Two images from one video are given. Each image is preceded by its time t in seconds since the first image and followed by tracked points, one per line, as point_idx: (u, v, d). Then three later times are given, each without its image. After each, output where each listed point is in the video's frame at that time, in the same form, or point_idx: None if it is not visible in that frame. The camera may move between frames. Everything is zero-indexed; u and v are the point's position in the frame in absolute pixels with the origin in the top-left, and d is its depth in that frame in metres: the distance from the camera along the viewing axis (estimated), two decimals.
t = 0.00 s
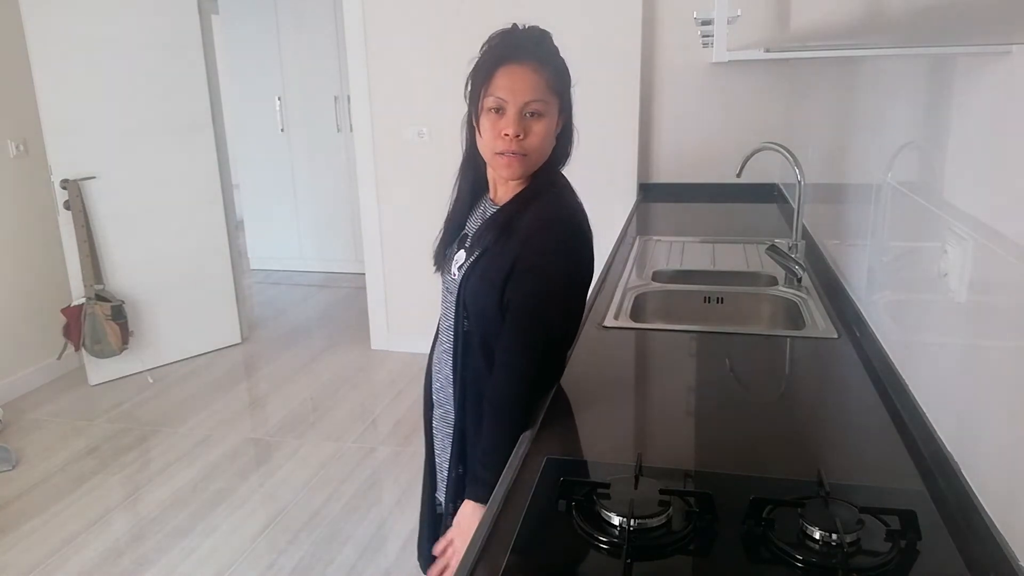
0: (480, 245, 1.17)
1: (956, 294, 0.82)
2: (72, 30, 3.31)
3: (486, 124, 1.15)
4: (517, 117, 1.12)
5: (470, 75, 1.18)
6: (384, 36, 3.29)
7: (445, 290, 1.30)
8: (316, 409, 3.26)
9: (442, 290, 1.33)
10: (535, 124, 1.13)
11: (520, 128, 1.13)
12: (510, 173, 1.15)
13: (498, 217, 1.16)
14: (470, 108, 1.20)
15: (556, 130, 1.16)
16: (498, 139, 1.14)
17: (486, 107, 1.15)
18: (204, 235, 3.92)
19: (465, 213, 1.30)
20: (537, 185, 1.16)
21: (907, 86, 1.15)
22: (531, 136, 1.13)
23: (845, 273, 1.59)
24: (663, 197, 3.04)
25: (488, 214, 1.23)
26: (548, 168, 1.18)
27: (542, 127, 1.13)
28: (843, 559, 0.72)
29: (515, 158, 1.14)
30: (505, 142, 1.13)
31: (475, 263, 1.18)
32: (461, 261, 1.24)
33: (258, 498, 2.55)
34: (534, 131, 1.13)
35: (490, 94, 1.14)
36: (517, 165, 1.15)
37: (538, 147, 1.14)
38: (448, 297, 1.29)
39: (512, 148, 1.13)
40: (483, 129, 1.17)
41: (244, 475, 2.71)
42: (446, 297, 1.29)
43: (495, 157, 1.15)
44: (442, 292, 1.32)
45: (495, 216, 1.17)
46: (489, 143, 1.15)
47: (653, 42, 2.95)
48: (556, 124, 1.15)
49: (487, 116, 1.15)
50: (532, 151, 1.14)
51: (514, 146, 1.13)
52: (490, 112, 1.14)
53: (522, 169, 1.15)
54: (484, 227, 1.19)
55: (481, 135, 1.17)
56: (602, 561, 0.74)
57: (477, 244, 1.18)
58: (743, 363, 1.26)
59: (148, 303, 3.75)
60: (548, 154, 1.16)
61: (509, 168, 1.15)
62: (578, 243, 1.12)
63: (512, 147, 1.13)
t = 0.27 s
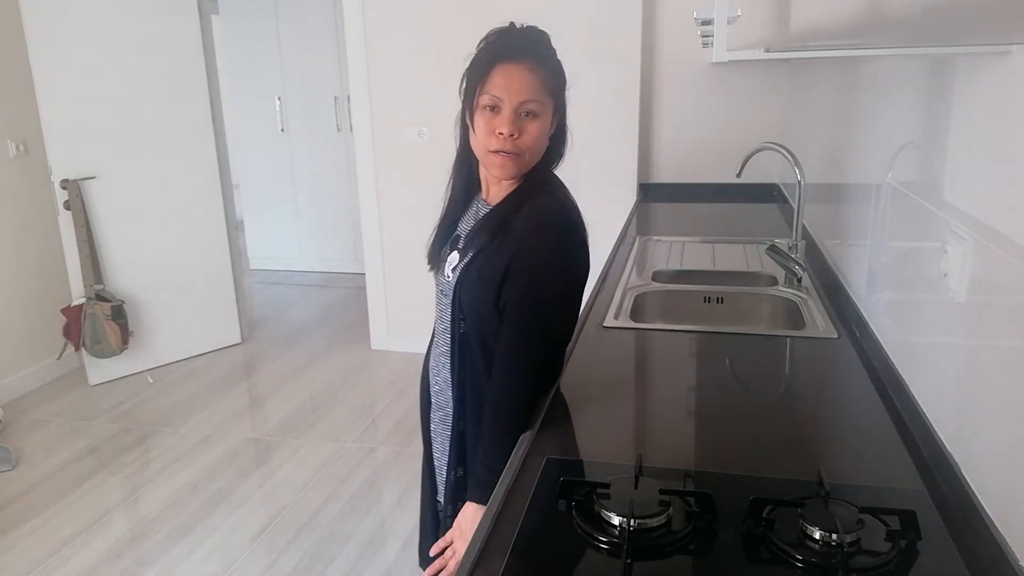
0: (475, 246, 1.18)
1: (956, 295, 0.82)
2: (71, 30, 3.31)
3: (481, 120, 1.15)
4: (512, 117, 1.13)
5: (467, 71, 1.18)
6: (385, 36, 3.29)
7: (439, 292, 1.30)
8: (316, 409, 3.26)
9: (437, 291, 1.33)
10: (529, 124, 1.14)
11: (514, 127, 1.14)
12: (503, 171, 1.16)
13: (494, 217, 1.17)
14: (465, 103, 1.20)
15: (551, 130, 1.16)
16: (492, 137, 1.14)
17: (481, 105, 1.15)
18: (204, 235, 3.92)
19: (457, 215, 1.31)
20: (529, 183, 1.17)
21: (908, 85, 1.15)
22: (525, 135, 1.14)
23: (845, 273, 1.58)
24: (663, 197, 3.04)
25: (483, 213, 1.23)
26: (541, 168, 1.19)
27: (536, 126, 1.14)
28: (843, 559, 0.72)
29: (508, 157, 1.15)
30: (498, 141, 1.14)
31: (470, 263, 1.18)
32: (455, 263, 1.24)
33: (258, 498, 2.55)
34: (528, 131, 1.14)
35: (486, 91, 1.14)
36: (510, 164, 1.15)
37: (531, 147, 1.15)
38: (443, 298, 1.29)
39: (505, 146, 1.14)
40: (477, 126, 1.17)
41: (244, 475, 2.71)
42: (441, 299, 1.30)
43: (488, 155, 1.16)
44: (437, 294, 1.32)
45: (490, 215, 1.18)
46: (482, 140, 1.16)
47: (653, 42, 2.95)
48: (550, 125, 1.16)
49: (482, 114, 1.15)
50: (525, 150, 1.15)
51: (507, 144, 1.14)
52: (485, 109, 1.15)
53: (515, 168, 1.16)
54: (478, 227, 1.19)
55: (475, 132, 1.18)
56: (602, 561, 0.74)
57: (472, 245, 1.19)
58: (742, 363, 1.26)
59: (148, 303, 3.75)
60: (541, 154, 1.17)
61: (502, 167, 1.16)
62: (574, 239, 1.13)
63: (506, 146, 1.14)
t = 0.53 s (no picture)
0: (467, 253, 1.21)
1: (956, 295, 0.82)
2: (72, 30, 3.31)
3: (461, 119, 1.23)
4: (492, 114, 1.21)
5: (443, 73, 1.25)
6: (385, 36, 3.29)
7: (429, 302, 1.33)
8: (316, 409, 3.26)
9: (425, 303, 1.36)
10: (508, 119, 1.22)
11: (494, 123, 1.21)
12: (486, 168, 1.23)
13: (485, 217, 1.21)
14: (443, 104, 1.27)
15: (529, 124, 1.24)
16: (473, 134, 1.22)
17: (460, 104, 1.22)
18: (205, 235, 3.92)
19: (440, 223, 1.34)
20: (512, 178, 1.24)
21: (908, 86, 1.15)
22: (505, 131, 1.22)
23: (845, 273, 1.58)
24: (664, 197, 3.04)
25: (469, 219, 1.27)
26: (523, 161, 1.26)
27: (514, 121, 1.22)
28: (843, 559, 0.72)
29: (490, 152, 1.22)
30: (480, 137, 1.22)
31: (464, 271, 1.21)
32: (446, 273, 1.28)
33: (258, 498, 2.55)
34: (507, 126, 1.21)
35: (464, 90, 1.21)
36: (492, 159, 1.23)
37: (512, 141, 1.23)
38: (433, 309, 1.32)
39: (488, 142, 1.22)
40: (457, 125, 1.25)
41: (244, 475, 2.71)
42: (430, 310, 1.32)
43: (471, 152, 1.24)
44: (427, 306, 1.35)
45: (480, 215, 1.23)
46: (463, 138, 1.24)
47: (653, 42, 2.95)
48: (527, 119, 1.24)
49: (461, 113, 1.22)
50: (506, 145, 1.22)
51: (489, 141, 1.22)
52: (465, 108, 1.22)
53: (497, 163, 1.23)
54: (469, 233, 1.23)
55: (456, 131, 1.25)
56: (602, 561, 0.74)
57: (464, 254, 1.22)
58: (742, 363, 1.26)
59: (148, 303, 3.75)
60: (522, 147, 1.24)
61: (485, 163, 1.23)
62: (565, 236, 1.18)
63: (487, 142, 1.22)
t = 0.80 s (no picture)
0: (449, 263, 1.30)
1: (956, 295, 0.82)
2: (71, 31, 3.31)
3: (425, 125, 1.34)
4: (455, 119, 1.32)
5: (401, 80, 1.35)
6: (385, 36, 3.29)
7: (415, 314, 1.41)
8: (316, 409, 3.26)
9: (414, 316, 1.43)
10: (469, 121, 1.33)
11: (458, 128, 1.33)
12: (454, 169, 1.35)
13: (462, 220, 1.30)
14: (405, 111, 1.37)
15: (491, 125, 1.36)
16: (440, 139, 1.34)
17: (423, 110, 1.33)
18: (205, 235, 3.92)
19: (413, 232, 1.43)
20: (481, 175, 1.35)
21: (908, 85, 1.15)
22: (468, 133, 1.33)
23: (846, 273, 1.58)
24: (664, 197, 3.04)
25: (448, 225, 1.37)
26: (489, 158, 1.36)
27: (476, 123, 1.34)
28: (843, 559, 0.72)
29: (458, 155, 1.34)
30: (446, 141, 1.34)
31: (450, 281, 1.29)
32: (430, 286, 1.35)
33: (258, 498, 2.55)
34: (470, 129, 1.33)
35: (425, 97, 1.32)
36: (460, 161, 1.34)
37: (476, 142, 1.34)
38: (423, 323, 1.39)
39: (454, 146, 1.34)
40: (421, 130, 1.36)
41: (244, 475, 2.71)
42: (421, 323, 1.39)
43: (439, 155, 1.35)
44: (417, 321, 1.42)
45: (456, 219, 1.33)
46: (430, 144, 1.35)
47: (652, 43, 2.95)
48: (489, 119, 1.35)
49: (425, 119, 1.34)
50: (471, 147, 1.34)
51: (455, 145, 1.34)
52: (428, 113, 1.33)
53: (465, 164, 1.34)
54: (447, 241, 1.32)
55: (422, 136, 1.36)
56: (603, 561, 0.74)
57: (446, 264, 1.30)
58: (742, 363, 1.26)
59: (148, 303, 3.75)
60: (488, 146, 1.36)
61: (453, 165, 1.35)
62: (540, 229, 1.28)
63: (454, 146, 1.34)
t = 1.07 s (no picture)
0: (423, 279, 1.16)
1: (956, 294, 0.82)
2: (71, 31, 3.31)
3: (389, 132, 1.13)
4: (424, 125, 1.11)
5: (362, 81, 1.15)
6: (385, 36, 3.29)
7: (384, 326, 1.26)
8: (315, 409, 3.26)
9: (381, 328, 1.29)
10: (441, 129, 1.13)
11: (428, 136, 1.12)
12: (422, 183, 1.14)
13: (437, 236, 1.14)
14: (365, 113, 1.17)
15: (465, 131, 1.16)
16: (405, 148, 1.12)
17: (388, 116, 1.13)
18: (205, 235, 3.92)
19: (377, 243, 1.27)
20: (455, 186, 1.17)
21: (908, 84, 1.15)
22: (440, 142, 1.12)
23: (846, 273, 1.58)
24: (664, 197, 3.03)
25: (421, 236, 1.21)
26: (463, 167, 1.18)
27: (449, 131, 1.13)
28: (843, 559, 0.72)
29: (428, 167, 1.13)
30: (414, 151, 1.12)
31: (428, 296, 1.15)
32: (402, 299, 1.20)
33: (258, 498, 2.55)
34: (443, 137, 1.12)
35: (390, 101, 1.12)
36: (429, 173, 1.14)
37: (450, 152, 1.14)
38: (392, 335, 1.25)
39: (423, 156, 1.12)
40: (385, 137, 1.15)
41: (244, 475, 2.71)
42: (389, 336, 1.25)
43: (405, 167, 1.14)
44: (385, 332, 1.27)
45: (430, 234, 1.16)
46: (394, 153, 1.14)
47: (652, 42, 2.95)
48: (464, 125, 1.15)
49: (389, 125, 1.13)
50: (443, 158, 1.13)
51: (423, 155, 1.12)
52: (392, 120, 1.13)
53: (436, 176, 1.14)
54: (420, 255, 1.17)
55: (386, 145, 1.15)
56: (602, 561, 0.74)
57: (422, 279, 1.16)
58: (742, 363, 1.26)
59: (148, 303, 3.75)
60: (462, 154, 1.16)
61: (421, 178, 1.14)
62: (523, 242, 1.13)
63: (422, 157, 1.12)
